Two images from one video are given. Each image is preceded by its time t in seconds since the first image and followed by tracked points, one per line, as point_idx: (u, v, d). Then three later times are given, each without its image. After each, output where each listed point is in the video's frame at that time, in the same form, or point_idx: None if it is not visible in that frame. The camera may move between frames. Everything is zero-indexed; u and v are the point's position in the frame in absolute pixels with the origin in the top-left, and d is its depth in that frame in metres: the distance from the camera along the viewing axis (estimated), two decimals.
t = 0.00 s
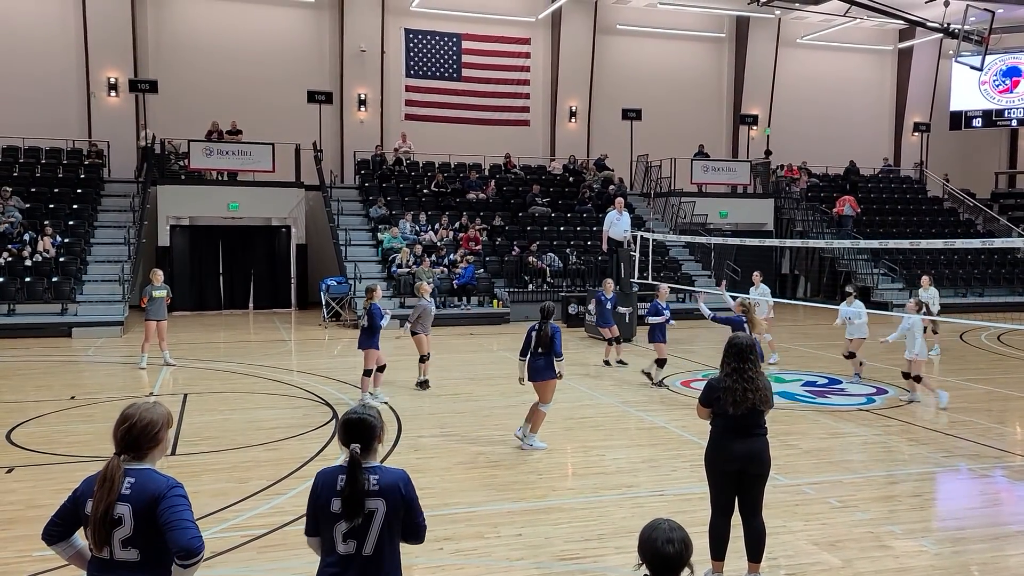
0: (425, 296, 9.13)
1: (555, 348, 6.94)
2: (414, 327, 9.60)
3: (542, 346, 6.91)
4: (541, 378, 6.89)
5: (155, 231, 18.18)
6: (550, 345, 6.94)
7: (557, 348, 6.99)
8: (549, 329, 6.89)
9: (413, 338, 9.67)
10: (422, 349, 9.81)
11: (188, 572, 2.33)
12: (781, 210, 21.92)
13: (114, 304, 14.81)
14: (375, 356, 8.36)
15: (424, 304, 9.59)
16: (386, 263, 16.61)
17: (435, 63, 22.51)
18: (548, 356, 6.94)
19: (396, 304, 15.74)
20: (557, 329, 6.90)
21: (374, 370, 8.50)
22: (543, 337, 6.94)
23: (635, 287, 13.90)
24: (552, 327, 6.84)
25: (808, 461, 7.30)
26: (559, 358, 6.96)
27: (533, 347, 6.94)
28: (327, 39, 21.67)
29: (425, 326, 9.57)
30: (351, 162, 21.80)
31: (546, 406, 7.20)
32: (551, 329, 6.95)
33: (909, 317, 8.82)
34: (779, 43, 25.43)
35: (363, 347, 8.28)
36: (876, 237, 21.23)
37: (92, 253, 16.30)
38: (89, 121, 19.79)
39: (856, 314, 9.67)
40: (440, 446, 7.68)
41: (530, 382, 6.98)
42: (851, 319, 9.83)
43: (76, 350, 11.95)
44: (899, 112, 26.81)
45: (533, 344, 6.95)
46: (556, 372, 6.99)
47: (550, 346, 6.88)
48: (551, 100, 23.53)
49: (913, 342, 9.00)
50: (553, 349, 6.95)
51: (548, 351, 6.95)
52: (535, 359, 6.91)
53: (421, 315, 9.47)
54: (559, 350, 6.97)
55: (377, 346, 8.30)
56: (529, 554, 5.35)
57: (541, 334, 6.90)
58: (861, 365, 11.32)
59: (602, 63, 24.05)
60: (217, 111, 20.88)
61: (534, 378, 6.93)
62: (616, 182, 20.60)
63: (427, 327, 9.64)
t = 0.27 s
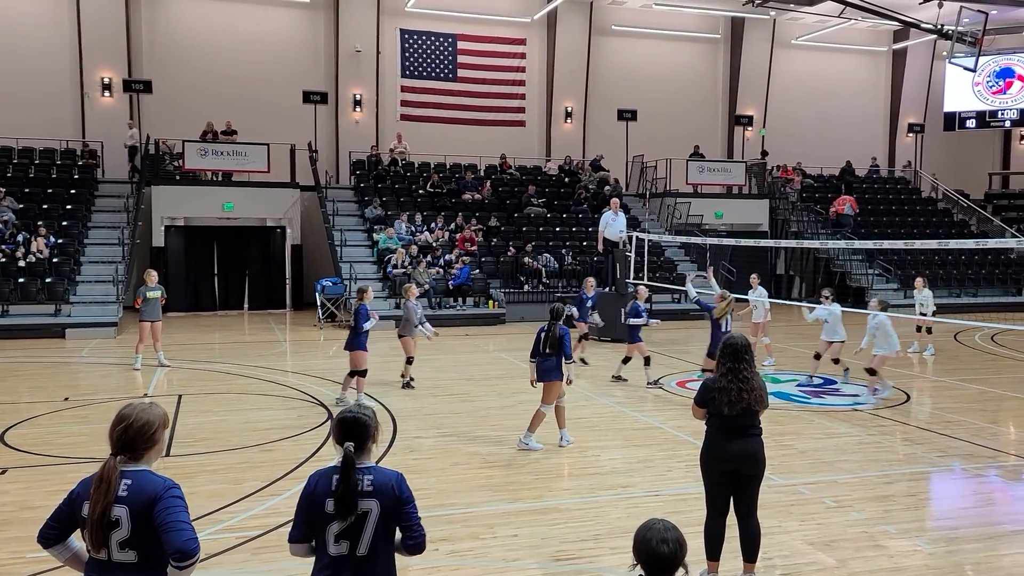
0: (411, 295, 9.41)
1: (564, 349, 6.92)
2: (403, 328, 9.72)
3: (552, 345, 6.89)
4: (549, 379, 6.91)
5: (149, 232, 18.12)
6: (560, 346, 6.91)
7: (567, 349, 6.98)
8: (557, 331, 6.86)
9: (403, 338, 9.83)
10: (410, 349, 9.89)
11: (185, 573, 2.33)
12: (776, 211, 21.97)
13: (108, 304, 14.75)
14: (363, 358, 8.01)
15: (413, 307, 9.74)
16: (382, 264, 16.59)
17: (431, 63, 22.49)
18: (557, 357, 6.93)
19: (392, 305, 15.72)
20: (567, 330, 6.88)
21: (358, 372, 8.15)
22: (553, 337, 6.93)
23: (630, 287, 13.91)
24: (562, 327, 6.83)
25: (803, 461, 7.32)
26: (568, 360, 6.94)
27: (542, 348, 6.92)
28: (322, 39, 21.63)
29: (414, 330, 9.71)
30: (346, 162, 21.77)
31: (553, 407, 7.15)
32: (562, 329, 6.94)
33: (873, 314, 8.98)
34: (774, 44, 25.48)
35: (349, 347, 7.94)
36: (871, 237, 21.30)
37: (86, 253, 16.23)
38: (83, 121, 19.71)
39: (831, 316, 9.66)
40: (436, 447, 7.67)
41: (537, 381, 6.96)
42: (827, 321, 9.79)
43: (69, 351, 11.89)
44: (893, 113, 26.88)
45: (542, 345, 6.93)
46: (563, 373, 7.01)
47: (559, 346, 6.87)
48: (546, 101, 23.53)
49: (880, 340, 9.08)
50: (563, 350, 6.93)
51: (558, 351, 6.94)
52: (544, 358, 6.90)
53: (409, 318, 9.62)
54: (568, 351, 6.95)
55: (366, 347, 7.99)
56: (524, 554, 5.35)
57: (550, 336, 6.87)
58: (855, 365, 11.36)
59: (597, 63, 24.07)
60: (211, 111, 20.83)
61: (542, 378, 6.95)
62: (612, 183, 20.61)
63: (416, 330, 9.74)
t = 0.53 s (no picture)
0: (398, 293, 9.39)
1: (571, 345, 6.87)
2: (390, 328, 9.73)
3: (558, 343, 6.85)
4: (558, 376, 6.91)
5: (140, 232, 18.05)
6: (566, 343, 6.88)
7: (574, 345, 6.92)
8: (563, 329, 6.82)
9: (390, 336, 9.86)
10: (397, 348, 9.90)
11: (186, 572, 2.33)
12: (767, 211, 22.06)
13: (99, 305, 14.67)
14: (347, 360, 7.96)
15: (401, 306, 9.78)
16: (373, 264, 16.57)
17: (423, 63, 22.47)
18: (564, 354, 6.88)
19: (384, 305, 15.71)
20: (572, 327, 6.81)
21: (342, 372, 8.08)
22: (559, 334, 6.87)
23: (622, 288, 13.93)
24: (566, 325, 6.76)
25: (794, 461, 7.34)
26: (574, 356, 6.93)
27: (549, 345, 6.90)
28: (314, 39, 21.59)
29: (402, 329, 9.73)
30: (338, 162, 21.73)
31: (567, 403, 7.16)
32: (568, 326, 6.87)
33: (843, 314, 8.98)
34: (765, 46, 25.58)
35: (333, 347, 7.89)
36: (861, 238, 21.40)
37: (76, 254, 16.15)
38: (73, 121, 19.62)
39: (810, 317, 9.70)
40: (427, 447, 7.65)
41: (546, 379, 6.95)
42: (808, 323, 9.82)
43: (59, 352, 11.82)
44: (884, 114, 27.01)
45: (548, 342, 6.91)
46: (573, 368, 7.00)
47: (565, 343, 6.81)
48: (538, 101, 23.55)
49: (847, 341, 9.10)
50: (570, 346, 6.88)
51: (565, 348, 6.89)
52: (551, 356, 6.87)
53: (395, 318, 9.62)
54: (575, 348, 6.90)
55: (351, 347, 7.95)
56: (517, 555, 5.35)
57: (555, 334, 6.84)
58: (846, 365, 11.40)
59: (589, 64, 24.09)
60: (202, 111, 20.76)
61: (550, 375, 6.97)
62: (604, 183, 20.65)
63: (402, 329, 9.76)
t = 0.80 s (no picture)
0: (390, 294, 9.37)
1: (584, 346, 6.86)
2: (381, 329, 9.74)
3: (571, 344, 6.85)
4: (572, 377, 6.89)
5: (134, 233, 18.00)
6: (579, 344, 6.87)
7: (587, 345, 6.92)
8: (574, 329, 6.81)
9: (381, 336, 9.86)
10: (389, 349, 9.90)
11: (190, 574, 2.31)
12: (760, 212, 22.12)
13: (92, 307, 14.62)
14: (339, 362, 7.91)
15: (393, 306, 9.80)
16: (367, 265, 16.55)
17: (416, 64, 22.45)
18: (577, 354, 6.88)
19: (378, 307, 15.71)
20: (584, 327, 6.81)
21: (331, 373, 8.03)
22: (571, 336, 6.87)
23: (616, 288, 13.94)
24: (578, 325, 6.77)
25: (788, 461, 7.36)
26: (587, 356, 6.91)
27: (561, 346, 6.88)
28: (307, 41, 21.57)
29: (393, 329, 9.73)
30: (332, 163, 21.70)
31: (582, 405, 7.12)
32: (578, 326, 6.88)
33: (829, 310, 9.00)
34: (758, 47, 25.63)
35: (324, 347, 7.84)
36: (854, 239, 21.45)
37: (70, 255, 16.09)
38: (66, 122, 19.55)
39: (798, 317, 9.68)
40: (421, 448, 7.65)
41: (559, 381, 6.93)
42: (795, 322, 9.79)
43: (51, 353, 11.77)
44: (877, 115, 27.07)
45: (560, 343, 6.90)
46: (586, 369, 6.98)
47: (578, 344, 6.81)
48: (532, 103, 23.57)
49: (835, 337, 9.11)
50: (582, 347, 6.88)
51: (578, 349, 6.88)
52: (564, 358, 6.86)
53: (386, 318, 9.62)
54: (587, 348, 6.89)
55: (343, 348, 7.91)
56: (511, 556, 5.35)
57: (568, 335, 6.82)
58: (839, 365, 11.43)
59: (582, 65, 24.12)
60: (196, 112, 20.72)
61: (564, 377, 6.93)
62: (598, 184, 20.69)
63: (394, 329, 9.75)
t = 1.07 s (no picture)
0: (387, 295, 9.36)
1: (603, 346, 6.87)
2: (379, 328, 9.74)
3: (590, 344, 6.82)
4: (592, 378, 6.85)
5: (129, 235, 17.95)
6: (598, 344, 6.86)
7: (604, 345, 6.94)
8: (594, 330, 6.77)
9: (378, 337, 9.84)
10: (386, 350, 9.89)
11: None
12: (756, 213, 22.15)
13: (87, 308, 14.57)
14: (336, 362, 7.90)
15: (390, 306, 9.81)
16: (363, 267, 16.53)
17: (412, 65, 22.42)
18: (596, 354, 6.88)
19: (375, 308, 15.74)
20: (602, 327, 6.82)
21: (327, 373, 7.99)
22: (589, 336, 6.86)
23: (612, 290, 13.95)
24: (597, 325, 6.76)
25: (783, 462, 7.37)
26: (605, 356, 6.92)
27: (582, 347, 6.81)
28: (303, 42, 21.55)
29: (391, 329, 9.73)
30: (327, 165, 21.67)
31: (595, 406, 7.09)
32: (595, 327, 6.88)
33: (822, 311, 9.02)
34: (753, 49, 25.67)
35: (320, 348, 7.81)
36: (849, 240, 21.49)
37: (65, 256, 16.05)
38: (60, 123, 19.50)
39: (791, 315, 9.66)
40: (417, 450, 7.64)
41: (578, 382, 6.86)
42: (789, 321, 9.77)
43: (45, 355, 11.73)
44: (872, 116, 27.13)
45: (578, 344, 6.81)
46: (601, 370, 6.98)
47: (598, 343, 6.80)
48: (528, 104, 23.56)
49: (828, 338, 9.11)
50: (601, 347, 6.89)
51: (597, 349, 6.89)
52: (584, 359, 6.82)
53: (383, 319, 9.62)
54: (606, 348, 6.91)
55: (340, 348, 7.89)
56: (507, 557, 5.35)
57: (589, 336, 6.76)
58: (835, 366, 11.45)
59: (578, 67, 24.11)
60: (191, 113, 20.69)
61: (582, 379, 6.87)
62: (594, 186, 20.71)
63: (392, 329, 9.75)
